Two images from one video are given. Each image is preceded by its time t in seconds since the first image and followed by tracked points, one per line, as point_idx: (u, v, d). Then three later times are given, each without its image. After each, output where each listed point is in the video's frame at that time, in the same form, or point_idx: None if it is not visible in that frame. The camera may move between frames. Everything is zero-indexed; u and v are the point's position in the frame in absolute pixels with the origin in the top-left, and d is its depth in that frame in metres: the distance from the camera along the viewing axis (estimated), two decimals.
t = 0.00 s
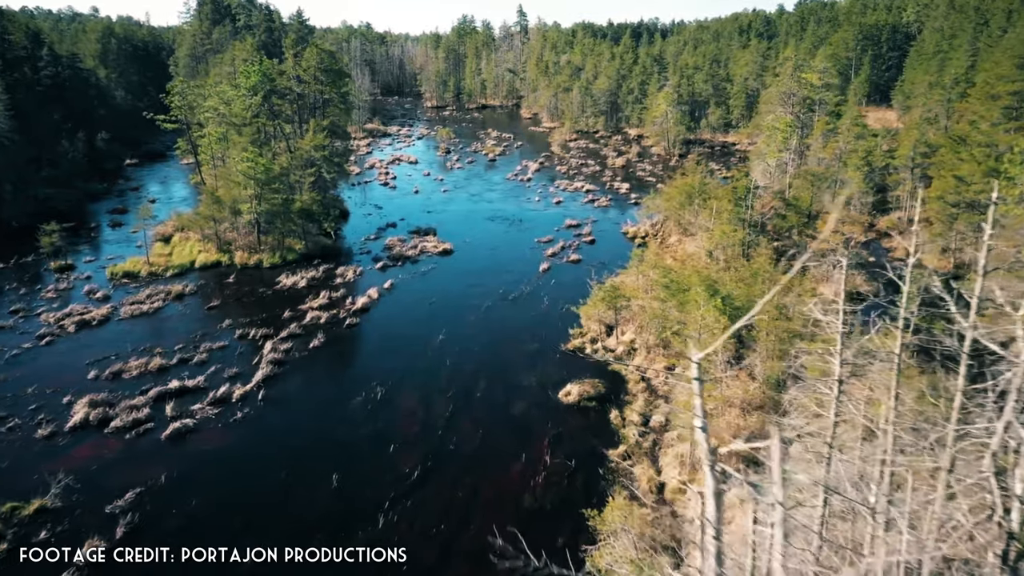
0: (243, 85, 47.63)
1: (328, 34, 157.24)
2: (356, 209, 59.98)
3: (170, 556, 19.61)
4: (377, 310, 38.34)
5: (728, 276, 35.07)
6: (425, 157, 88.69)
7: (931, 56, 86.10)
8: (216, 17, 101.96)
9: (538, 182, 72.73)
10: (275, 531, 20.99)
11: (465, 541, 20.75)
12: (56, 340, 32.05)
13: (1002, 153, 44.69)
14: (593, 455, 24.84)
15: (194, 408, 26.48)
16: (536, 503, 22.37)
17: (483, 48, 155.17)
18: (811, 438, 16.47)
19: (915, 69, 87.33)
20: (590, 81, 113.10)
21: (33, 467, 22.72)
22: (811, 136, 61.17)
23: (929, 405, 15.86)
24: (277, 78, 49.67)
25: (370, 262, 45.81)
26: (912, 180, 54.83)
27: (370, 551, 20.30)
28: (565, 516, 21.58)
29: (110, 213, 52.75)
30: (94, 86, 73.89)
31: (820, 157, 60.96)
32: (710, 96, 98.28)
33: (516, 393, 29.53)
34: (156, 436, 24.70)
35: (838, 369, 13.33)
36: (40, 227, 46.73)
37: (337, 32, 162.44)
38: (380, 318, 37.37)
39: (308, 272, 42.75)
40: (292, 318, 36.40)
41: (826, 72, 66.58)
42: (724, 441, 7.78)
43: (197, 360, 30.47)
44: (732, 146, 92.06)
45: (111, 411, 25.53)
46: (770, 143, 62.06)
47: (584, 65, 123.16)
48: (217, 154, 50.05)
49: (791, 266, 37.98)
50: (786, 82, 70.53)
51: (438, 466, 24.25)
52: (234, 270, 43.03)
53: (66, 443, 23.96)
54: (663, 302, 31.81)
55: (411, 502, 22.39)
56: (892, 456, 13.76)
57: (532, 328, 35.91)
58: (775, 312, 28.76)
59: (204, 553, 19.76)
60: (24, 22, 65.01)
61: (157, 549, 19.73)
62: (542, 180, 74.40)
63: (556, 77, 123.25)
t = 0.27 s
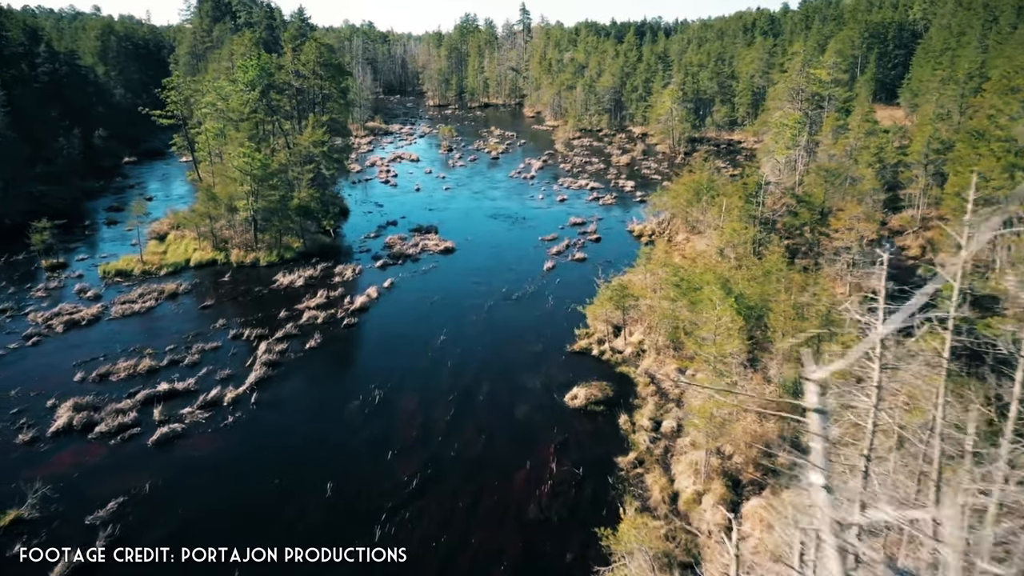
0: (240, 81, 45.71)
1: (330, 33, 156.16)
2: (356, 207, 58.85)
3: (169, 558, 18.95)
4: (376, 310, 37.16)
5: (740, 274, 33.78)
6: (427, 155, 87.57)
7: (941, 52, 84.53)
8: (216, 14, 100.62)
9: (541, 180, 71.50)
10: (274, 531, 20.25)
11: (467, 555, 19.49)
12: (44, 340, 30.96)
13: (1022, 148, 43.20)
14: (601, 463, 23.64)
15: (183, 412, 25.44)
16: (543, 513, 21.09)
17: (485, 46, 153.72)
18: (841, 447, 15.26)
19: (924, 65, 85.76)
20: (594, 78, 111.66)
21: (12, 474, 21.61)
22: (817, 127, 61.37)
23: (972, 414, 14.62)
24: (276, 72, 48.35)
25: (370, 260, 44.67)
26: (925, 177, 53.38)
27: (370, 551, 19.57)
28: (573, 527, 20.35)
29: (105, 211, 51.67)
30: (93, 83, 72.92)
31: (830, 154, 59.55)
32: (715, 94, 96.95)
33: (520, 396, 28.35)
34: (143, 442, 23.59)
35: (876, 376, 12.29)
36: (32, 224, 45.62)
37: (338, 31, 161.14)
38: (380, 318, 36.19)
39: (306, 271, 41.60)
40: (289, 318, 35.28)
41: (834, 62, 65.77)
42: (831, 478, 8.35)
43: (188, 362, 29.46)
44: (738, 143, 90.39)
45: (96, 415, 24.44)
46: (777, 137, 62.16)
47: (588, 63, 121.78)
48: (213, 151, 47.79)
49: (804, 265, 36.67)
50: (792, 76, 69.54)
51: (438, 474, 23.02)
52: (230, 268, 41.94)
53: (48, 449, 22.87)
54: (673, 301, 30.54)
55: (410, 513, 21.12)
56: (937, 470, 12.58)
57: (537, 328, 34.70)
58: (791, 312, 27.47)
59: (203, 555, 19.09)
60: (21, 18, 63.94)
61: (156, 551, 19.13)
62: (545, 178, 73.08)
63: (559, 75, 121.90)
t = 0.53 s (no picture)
0: (238, 76, 44.38)
1: (331, 32, 155.08)
2: (356, 205, 57.90)
3: (169, 558, 18.45)
4: (375, 310, 36.16)
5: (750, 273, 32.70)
6: (428, 154, 86.48)
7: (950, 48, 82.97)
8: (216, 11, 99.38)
9: (544, 178, 70.42)
10: (276, 529, 19.74)
11: (468, 568, 18.44)
12: (32, 340, 30.07)
13: None
14: (609, 470, 22.61)
15: (173, 416, 24.49)
16: (548, 524, 20.05)
17: (487, 46, 152.60)
18: (870, 459, 14.23)
19: (932, 62, 84.28)
20: (596, 77, 110.49)
21: None
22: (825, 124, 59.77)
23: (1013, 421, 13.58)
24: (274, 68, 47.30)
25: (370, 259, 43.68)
26: (937, 174, 52.12)
27: (370, 550, 18.98)
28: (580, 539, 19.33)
29: (101, 209, 50.77)
30: (91, 81, 71.45)
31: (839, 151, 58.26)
32: (720, 92, 94.96)
33: (524, 400, 27.35)
34: (130, 447, 22.67)
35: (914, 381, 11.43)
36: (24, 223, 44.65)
37: (339, 29, 160.01)
38: (379, 318, 35.19)
39: (304, 270, 40.65)
40: (285, 318, 34.35)
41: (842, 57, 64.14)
42: None
43: (179, 364, 28.54)
44: (742, 142, 89.10)
45: (82, 419, 23.52)
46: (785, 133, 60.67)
47: (591, 61, 120.53)
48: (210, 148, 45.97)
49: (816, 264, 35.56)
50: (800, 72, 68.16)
51: (437, 481, 21.98)
52: (226, 267, 41.03)
53: (31, 454, 21.95)
54: (682, 302, 29.50)
55: (407, 524, 20.02)
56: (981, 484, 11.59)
57: (540, 328, 33.71)
58: (806, 312, 26.42)
59: (205, 553, 18.63)
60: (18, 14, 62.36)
61: (158, 549, 18.68)
62: (547, 176, 71.98)
63: (562, 73, 120.69)
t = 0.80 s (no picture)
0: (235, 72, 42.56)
1: (334, 32, 154.18)
2: (357, 204, 56.98)
3: (170, 558, 17.92)
4: (374, 310, 35.19)
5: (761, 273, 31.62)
6: (430, 153, 85.59)
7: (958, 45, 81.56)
8: (216, 9, 98.01)
9: (547, 177, 69.43)
10: (277, 529, 19.15)
11: None
12: (20, 341, 29.19)
13: None
14: (617, 478, 21.59)
15: (162, 420, 23.58)
16: (554, 536, 18.99)
17: (490, 45, 151.66)
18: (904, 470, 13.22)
19: (939, 60, 82.96)
20: (599, 75, 109.29)
21: None
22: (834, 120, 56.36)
23: None
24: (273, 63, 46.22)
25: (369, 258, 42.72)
26: (948, 172, 50.82)
27: (370, 550, 18.41)
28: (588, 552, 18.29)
29: (97, 208, 49.90)
30: (89, 79, 70.15)
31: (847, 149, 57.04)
32: (724, 90, 91.70)
33: (528, 404, 26.35)
34: (117, 452, 21.76)
35: (958, 387, 10.53)
36: (16, 221, 43.67)
37: (341, 29, 158.84)
38: (378, 318, 34.22)
39: (301, 269, 39.67)
40: (282, 317, 33.42)
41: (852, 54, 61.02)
42: None
43: (171, 366, 27.69)
44: (747, 141, 87.06)
45: (67, 423, 22.62)
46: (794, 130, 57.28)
47: (594, 60, 119.45)
48: (208, 145, 44.38)
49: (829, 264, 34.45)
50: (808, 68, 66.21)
51: (438, 490, 20.95)
52: (222, 266, 40.12)
53: (12, 460, 21.02)
54: (692, 302, 28.43)
55: (406, 536, 18.97)
56: None
57: (545, 329, 32.66)
58: (822, 313, 25.27)
59: (204, 555, 18.01)
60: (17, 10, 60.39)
61: (156, 551, 18.09)
62: (550, 175, 70.94)
63: (565, 72, 119.59)
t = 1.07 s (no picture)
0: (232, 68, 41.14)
1: (336, 30, 153.09)
2: (357, 203, 55.96)
3: (169, 558, 17.54)
4: (374, 311, 34.11)
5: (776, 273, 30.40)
6: (432, 151, 84.49)
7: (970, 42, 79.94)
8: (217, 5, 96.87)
9: (551, 176, 68.26)
10: (269, 543, 18.19)
11: None
12: (7, 343, 28.27)
13: None
14: (628, 490, 20.49)
15: (150, 427, 22.68)
16: (562, 552, 17.85)
17: (493, 44, 150.43)
18: (952, 491, 12.04)
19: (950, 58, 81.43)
20: (603, 74, 108.05)
21: None
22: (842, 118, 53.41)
23: None
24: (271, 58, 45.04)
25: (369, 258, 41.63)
26: (964, 170, 49.44)
27: (370, 550, 17.95)
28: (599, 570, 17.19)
29: (93, 206, 48.97)
30: (88, 77, 69.28)
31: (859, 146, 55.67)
32: (730, 88, 90.68)
33: (533, 410, 25.23)
34: (102, 462, 20.86)
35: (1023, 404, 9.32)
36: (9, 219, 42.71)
37: (343, 27, 157.73)
38: (377, 320, 33.12)
39: (299, 268, 38.63)
40: (279, 319, 32.40)
41: (863, 49, 58.84)
42: None
43: (162, 369, 26.78)
44: (753, 139, 85.69)
45: (51, 431, 21.70)
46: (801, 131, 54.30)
47: (598, 58, 118.11)
48: (205, 142, 43.34)
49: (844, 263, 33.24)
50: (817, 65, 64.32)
51: (439, 503, 19.86)
52: (219, 266, 39.12)
53: None
54: (705, 304, 27.23)
55: (405, 552, 17.92)
56: None
57: (550, 331, 31.55)
58: (843, 316, 24.03)
59: (204, 554, 17.63)
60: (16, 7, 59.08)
61: (156, 549, 17.76)
62: (554, 174, 69.81)
63: (569, 71, 118.34)
